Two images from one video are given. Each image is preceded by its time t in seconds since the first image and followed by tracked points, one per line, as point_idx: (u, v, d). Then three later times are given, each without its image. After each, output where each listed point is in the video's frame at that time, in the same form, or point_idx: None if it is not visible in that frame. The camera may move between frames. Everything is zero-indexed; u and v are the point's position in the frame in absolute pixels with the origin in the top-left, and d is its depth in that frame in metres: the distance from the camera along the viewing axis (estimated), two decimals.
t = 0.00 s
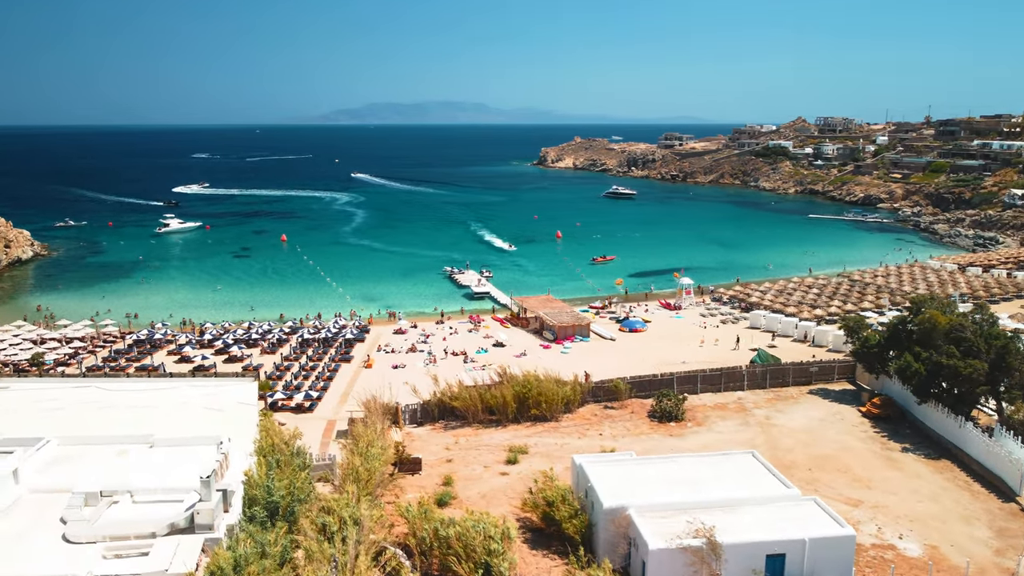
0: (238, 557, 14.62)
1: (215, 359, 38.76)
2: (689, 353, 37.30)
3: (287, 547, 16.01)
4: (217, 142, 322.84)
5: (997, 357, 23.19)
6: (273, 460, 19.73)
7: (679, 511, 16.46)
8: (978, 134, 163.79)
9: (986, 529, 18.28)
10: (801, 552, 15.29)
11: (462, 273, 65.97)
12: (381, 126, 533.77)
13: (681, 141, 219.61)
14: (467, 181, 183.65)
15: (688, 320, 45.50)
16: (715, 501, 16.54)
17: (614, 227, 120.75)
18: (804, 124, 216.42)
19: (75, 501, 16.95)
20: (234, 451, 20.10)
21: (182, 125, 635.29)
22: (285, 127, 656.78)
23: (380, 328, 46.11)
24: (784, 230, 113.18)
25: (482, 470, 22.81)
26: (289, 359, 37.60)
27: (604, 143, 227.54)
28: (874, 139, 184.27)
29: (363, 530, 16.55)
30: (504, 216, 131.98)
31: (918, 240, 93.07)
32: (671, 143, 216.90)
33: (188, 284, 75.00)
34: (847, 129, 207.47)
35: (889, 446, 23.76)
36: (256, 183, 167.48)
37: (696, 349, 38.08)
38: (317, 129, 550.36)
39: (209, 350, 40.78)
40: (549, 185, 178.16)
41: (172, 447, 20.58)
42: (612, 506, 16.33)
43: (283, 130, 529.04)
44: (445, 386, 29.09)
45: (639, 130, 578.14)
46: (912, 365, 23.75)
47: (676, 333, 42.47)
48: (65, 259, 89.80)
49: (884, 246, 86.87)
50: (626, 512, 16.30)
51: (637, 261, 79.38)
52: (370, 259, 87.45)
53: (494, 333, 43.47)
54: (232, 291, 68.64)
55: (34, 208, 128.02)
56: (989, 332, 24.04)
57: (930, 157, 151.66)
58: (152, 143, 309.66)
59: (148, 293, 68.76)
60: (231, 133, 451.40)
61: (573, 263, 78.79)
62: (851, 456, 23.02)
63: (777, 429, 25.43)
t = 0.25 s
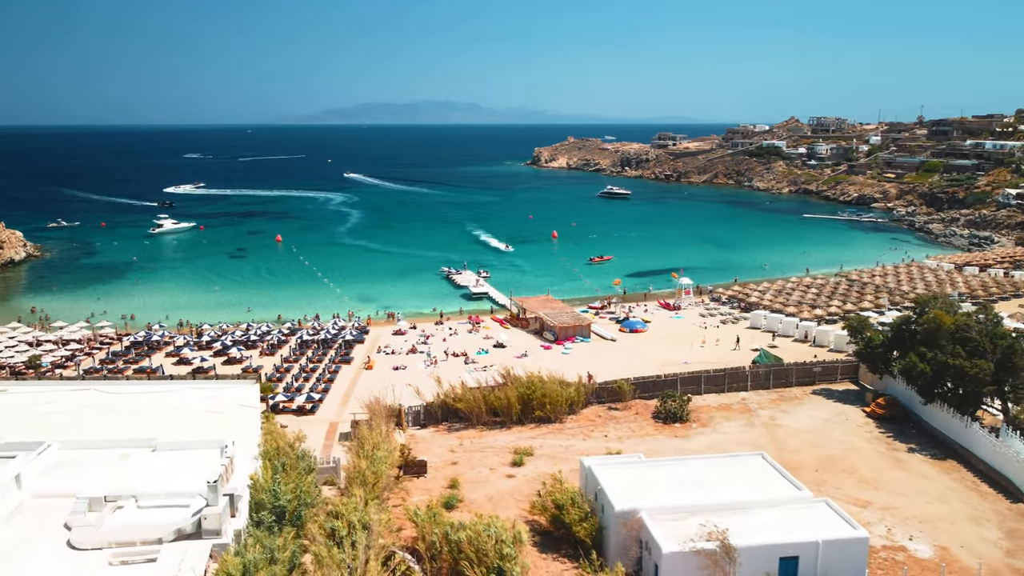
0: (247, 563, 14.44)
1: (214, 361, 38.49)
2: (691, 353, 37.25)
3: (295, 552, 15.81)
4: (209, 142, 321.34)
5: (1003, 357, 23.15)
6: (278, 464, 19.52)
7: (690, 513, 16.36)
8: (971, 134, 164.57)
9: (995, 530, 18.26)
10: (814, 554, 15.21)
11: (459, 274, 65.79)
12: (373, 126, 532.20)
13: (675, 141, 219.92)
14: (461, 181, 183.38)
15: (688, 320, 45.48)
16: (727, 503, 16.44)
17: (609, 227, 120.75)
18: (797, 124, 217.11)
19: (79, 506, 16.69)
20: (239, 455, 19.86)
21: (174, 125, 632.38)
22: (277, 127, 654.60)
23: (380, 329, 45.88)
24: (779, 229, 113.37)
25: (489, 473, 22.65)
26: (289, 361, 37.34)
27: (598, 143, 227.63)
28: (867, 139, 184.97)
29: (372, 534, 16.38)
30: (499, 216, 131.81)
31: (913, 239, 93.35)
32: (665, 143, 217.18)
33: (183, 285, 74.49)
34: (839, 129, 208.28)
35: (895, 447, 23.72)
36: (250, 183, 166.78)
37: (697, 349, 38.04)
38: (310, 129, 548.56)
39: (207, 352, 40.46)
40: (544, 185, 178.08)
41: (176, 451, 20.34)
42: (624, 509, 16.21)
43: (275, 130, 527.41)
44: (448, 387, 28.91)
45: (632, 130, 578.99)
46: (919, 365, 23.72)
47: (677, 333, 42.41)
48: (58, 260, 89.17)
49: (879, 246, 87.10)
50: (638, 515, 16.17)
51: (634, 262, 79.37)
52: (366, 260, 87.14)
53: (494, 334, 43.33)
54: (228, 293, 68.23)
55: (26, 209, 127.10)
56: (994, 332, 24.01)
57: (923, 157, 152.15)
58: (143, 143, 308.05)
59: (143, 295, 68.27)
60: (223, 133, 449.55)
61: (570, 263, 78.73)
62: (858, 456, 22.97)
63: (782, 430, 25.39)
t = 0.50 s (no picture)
0: (259, 570, 14.24)
1: (213, 363, 38.15)
2: (692, 354, 37.20)
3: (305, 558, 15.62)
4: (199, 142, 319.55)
5: (1009, 357, 23.17)
6: (285, 469, 19.30)
7: (704, 517, 16.25)
8: (962, 134, 165.52)
9: (1006, 531, 18.25)
10: (829, 556, 15.14)
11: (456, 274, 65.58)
12: (365, 126, 530.34)
13: (668, 141, 220.26)
14: (455, 181, 183.07)
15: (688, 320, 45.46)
16: (740, 506, 16.35)
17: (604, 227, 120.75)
18: (789, 124, 217.91)
19: (84, 512, 16.41)
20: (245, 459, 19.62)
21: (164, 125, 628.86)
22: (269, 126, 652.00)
23: (379, 330, 45.62)
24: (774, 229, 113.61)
25: (495, 476, 22.48)
26: (289, 363, 37.05)
27: (590, 143, 227.71)
28: (859, 138, 185.81)
29: (383, 540, 16.17)
30: (494, 216, 131.62)
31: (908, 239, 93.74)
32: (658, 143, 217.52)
33: (177, 286, 73.92)
34: (831, 129, 209.15)
35: (901, 447, 23.71)
36: (242, 183, 165.93)
37: (699, 350, 38.00)
38: (301, 129, 546.20)
39: (205, 354, 40.09)
40: (537, 185, 177.97)
41: (180, 456, 20.06)
42: (637, 512, 16.08)
43: (267, 130, 525.39)
44: (452, 389, 28.76)
45: (624, 130, 580.07)
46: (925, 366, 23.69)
47: (677, 333, 42.36)
48: (50, 261, 88.37)
49: (874, 245, 87.39)
50: (652, 518, 16.05)
51: (630, 261, 79.38)
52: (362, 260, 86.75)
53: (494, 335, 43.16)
54: (223, 294, 67.75)
55: (17, 210, 125.91)
56: (999, 332, 24.03)
57: (914, 157, 152.93)
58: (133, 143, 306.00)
59: (137, 296, 67.69)
60: (214, 133, 447.42)
61: (567, 263, 78.65)
62: (865, 457, 22.94)
63: (787, 430, 25.34)
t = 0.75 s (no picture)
0: None
1: (212, 365, 37.85)
2: (693, 354, 37.15)
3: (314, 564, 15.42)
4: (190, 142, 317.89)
5: (1014, 357, 23.19)
6: (290, 473, 19.09)
7: (716, 519, 16.15)
8: (954, 133, 166.38)
9: (1015, 531, 18.25)
10: (843, 558, 15.05)
11: (454, 275, 65.38)
12: (357, 126, 529.21)
13: (661, 140, 220.51)
14: (449, 181, 182.76)
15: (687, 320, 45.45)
16: (751, 508, 16.27)
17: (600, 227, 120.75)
18: (782, 124, 218.56)
19: (88, 518, 16.18)
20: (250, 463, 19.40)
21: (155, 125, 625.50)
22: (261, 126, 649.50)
23: (378, 331, 45.40)
24: (769, 228, 113.78)
25: (501, 478, 22.35)
26: (288, 365, 36.81)
27: (583, 143, 227.74)
28: (852, 138, 186.55)
29: (393, 545, 15.98)
30: (489, 216, 131.47)
31: (902, 238, 94.06)
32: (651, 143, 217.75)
33: (172, 287, 73.37)
34: (824, 129, 209.94)
35: (907, 447, 23.70)
36: (235, 184, 165.10)
37: (700, 350, 37.97)
38: (293, 129, 544.30)
39: (203, 356, 39.75)
40: (532, 185, 177.81)
41: (183, 460, 19.83)
42: (648, 515, 15.97)
43: (259, 130, 523.30)
44: (456, 391, 28.62)
45: (617, 129, 580.92)
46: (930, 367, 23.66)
47: (678, 333, 42.33)
48: (43, 262, 87.62)
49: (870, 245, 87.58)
50: (663, 521, 15.93)
51: (627, 261, 79.38)
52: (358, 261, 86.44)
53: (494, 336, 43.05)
54: (219, 295, 67.32)
55: (8, 211, 124.84)
56: (1004, 332, 24.04)
57: (907, 156, 153.63)
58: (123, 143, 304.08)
59: (132, 298, 67.16)
60: (205, 133, 445.39)
61: (564, 263, 78.61)
62: (871, 458, 22.92)
63: (793, 431, 25.31)
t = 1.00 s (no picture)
0: None
1: (211, 367, 37.57)
2: (695, 354, 37.10)
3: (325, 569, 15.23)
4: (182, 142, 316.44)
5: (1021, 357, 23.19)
6: (297, 477, 18.90)
7: (728, 522, 16.06)
8: (947, 133, 167.11)
9: None
10: (856, 561, 14.98)
11: (452, 275, 65.19)
12: (350, 127, 528.46)
13: (655, 140, 220.68)
14: (444, 181, 182.43)
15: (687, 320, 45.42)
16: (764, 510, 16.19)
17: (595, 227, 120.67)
18: (775, 124, 219.11)
19: (93, 523, 15.94)
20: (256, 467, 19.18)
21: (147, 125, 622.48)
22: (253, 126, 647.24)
23: (378, 332, 45.19)
24: (764, 228, 113.93)
25: (506, 481, 22.20)
26: (288, 367, 36.56)
27: (576, 143, 227.65)
28: (845, 138, 187.15)
29: (403, 549, 15.81)
30: (485, 216, 131.28)
31: (897, 238, 94.34)
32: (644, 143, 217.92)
33: (167, 288, 72.88)
34: (817, 129, 210.60)
35: (912, 448, 23.69)
36: (229, 184, 164.38)
37: (701, 350, 37.91)
38: (286, 129, 542.73)
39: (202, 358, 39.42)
40: (526, 185, 177.65)
41: (187, 464, 19.60)
42: (661, 517, 15.86)
43: (251, 130, 521.46)
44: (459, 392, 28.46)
45: (611, 129, 581.62)
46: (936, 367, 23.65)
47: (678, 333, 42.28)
48: (36, 263, 86.92)
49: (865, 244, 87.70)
50: (676, 524, 15.84)
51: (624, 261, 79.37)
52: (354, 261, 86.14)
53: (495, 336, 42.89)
54: (215, 296, 66.91)
55: None
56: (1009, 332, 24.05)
57: (900, 156, 154.22)
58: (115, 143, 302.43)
59: (127, 299, 66.70)
60: (196, 133, 443.48)
61: (561, 263, 78.54)
62: (878, 459, 22.88)
63: (798, 431, 25.27)
